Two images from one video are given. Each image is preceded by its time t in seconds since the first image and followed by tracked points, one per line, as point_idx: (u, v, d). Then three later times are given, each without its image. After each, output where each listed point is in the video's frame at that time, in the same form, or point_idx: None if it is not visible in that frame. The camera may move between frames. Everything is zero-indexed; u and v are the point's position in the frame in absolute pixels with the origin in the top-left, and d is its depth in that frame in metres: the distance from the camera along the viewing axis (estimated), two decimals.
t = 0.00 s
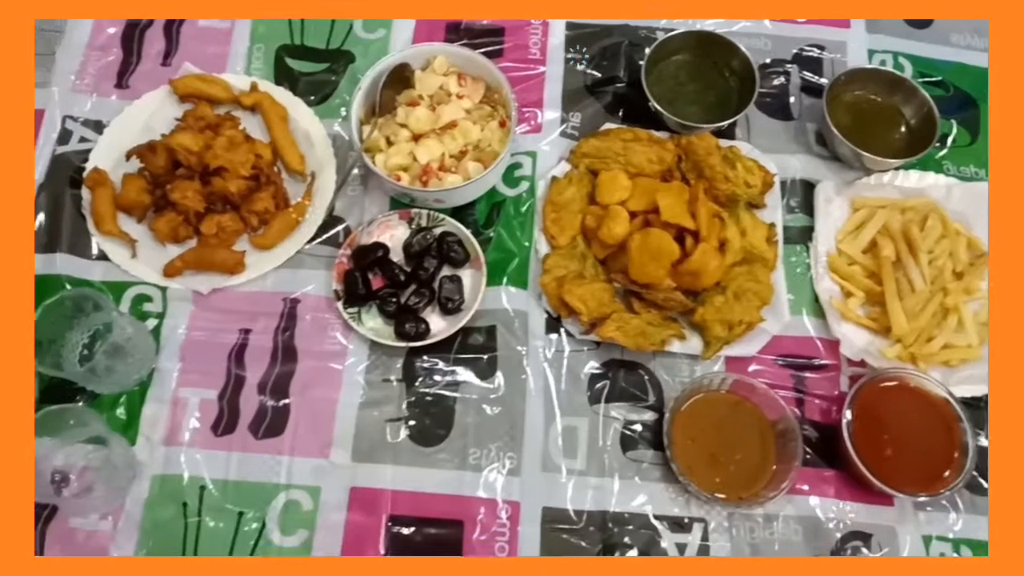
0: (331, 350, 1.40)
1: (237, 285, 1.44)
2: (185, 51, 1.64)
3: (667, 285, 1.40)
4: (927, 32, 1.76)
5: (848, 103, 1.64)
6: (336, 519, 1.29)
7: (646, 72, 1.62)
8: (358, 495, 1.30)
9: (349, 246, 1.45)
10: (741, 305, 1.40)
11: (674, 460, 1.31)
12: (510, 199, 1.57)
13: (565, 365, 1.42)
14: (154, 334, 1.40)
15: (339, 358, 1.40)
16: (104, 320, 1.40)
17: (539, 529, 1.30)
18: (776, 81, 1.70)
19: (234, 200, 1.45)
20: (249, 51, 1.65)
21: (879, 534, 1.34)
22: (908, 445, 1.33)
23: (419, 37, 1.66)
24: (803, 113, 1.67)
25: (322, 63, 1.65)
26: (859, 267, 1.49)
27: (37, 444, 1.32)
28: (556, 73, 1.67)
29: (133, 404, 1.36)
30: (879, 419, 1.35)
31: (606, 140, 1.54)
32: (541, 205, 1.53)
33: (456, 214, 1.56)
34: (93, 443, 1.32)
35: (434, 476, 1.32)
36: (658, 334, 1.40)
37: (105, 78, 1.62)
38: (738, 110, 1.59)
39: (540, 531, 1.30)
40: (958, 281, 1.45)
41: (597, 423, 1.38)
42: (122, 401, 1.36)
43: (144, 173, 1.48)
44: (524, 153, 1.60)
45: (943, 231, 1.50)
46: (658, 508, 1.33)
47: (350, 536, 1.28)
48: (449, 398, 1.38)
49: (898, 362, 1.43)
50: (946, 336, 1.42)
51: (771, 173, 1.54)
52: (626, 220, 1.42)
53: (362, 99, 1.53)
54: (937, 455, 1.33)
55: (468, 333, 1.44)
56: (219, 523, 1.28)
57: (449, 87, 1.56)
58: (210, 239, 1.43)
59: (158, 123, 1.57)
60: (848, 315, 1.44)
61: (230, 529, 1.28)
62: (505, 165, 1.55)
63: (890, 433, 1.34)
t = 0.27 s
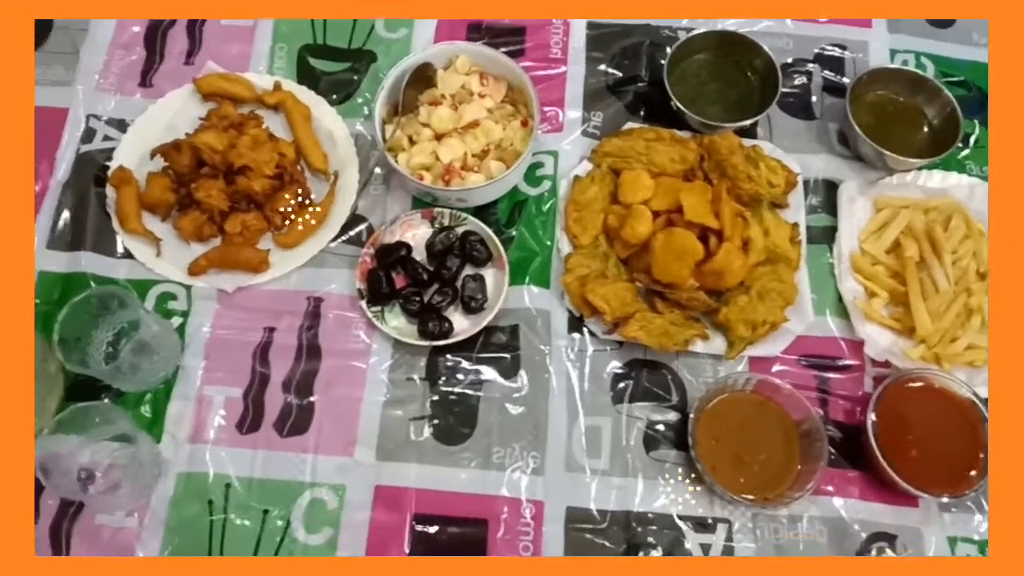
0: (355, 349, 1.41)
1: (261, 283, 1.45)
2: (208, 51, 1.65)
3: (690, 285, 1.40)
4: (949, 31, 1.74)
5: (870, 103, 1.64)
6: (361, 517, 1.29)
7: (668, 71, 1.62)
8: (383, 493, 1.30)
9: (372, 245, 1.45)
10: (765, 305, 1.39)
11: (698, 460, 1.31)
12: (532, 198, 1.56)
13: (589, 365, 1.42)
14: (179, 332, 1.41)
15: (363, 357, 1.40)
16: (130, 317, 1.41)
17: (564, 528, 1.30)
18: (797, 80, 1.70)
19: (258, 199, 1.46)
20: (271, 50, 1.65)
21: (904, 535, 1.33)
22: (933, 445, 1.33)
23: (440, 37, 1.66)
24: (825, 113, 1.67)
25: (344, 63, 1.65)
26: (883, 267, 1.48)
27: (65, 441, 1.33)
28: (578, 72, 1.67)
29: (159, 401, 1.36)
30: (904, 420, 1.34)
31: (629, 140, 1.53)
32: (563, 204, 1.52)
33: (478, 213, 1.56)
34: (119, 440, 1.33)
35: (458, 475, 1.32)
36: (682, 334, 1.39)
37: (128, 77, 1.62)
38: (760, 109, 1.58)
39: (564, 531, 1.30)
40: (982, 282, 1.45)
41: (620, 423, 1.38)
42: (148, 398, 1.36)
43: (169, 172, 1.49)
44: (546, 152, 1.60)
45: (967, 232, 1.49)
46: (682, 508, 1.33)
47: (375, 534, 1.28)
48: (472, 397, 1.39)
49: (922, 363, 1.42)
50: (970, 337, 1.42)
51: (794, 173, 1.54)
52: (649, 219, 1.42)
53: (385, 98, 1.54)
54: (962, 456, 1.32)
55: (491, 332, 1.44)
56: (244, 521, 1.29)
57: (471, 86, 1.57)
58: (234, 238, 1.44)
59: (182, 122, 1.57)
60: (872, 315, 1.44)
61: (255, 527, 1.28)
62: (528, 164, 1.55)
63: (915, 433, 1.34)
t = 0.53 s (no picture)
0: (379, 348, 1.42)
1: (285, 282, 1.45)
2: (231, 51, 1.66)
3: (714, 284, 1.40)
4: (973, 29, 1.72)
5: (894, 102, 1.63)
6: (385, 515, 1.30)
7: (691, 70, 1.62)
8: (407, 491, 1.31)
9: (395, 244, 1.46)
10: (789, 304, 1.39)
11: (722, 459, 1.30)
12: (554, 198, 1.56)
13: (612, 364, 1.42)
14: (204, 331, 1.42)
15: (386, 356, 1.41)
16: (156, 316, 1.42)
17: (588, 527, 1.30)
18: (819, 79, 1.69)
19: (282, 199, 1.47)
20: (293, 51, 1.66)
21: (930, 535, 1.32)
22: (960, 444, 1.32)
23: (461, 36, 1.66)
24: (847, 111, 1.66)
25: (366, 63, 1.66)
26: (907, 266, 1.47)
27: (91, 440, 1.32)
28: (599, 71, 1.67)
29: (184, 399, 1.37)
30: (930, 419, 1.34)
31: (650, 139, 1.53)
32: (585, 203, 1.52)
33: (499, 212, 1.56)
34: (144, 438, 1.33)
35: (482, 473, 1.33)
36: (705, 333, 1.39)
37: (152, 77, 1.63)
38: (783, 108, 1.58)
39: (588, 529, 1.30)
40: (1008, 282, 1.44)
41: (643, 422, 1.38)
42: (173, 396, 1.37)
43: (193, 171, 1.50)
44: (567, 151, 1.60)
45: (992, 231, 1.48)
46: (706, 507, 1.33)
47: (399, 533, 1.29)
48: (496, 396, 1.39)
49: (948, 362, 1.41)
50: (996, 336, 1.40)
51: (817, 171, 1.53)
52: (672, 218, 1.42)
53: (408, 98, 1.55)
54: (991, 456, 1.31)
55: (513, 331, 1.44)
56: (270, 518, 1.29)
57: (493, 85, 1.57)
58: (257, 237, 1.44)
59: (204, 122, 1.58)
60: (896, 314, 1.43)
61: (280, 525, 1.29)
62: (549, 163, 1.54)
63: (941, 432, 1.33)
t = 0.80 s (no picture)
0: (395, 336, 1.42)
1: (300, 271, 1.45)
2: (243, 40, 1.65)
3: (731, 271, 1.39)
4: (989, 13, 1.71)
5: (910, 87, 1.62)
6: (404, 502, 1.30)
7: (706, 56, 1.61)
8: (425, 478, 1.31)
9: (410, 232, 1.45)
10: (806, 291, 1.39)
11: (740, 445, 1.30)
12: (569, 185, 1.56)
13: (628, 351, 1.42)
14: (221, 320, 1.42)
15: (403, 344, 1.41)
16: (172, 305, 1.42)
17: (606, 513, 1.30)
18: (834, 64, 1.68)
19: (296, 187, 1.46)
20: (305, 39, 1.65)
21: (949, 520, 1.32)
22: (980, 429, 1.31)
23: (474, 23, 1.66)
24: (863, 97, 1.65)
25: (379, 50, 1.65)
26: (924, 252, 1.46)
27: (110, 429, 1.33)
28: (612, 58, 1.66)
29: (201, 388, 1.37)
30: (949, 404, 1.33)
31: (665, 125, 1.52)
32: (600, 190, 1.52)
33: (514, 200, 1.55)
34: (162, 427, 1.33)
35: (500, 460, 1.33)
36: (722, 320, 1.39)
37: (164, 66, 1.63)
38: (798, 94, 1.57)
39: (606, 516, 1.30)
40: None
41: (660, 409, 1.38)
42: (190, 385, 1.37)
43: (207, 161, 1.50)
44: (581, 139, 1.59)
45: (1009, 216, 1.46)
46: (724, 493, 1.32)
47: (418, 519, 1.29)
48: (513, 383, 1.39)
49: (965, 348, 1.40)
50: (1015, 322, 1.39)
51: (833, 157, 1.53)
52: (688, 205, 1.41)
53: (421, 85, 1.54)
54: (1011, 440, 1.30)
55: (529, 318, 1.43)
56: (289, 505, 1.30)
57: (506, 73, 1.56)
58: (272, 226, 1.44)
59: (217, 111, 1.57)
60: (913, 300, 1.43)
61: (300, 512, 1.29)
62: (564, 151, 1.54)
63: (961, 417, 1.32)
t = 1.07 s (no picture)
0: (410, 330, 1.41)
1: (313, 266, 1.45)
2: (249, 34, 1.64)
3: (745, 258, 1.39)
4: None
5: (920, 69, 1.60)
6: (423, 496, 1.30)
7: (715, 42, 1.60)
8: (444, 472, 1.31)
9: (422, 226, 1.45)
10: (822, 277, 1.39)
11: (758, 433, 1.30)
12: (580, 174, 1.55)
13: (644, 341, 1.41)
14: (235, 317, 1.42)
15: (418, 338, 1.41)
16: (186, 303, 1.42)
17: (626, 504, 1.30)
18: (844, 48, 1.67)
19: (307, 182, 1.45)
20: (311, 32, 1.64)
21: (968, 504, 1.32)
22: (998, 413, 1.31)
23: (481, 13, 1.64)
24: (874, 80, 1.64)
25: (385, 42, 1.64)
26: (938, 236, 1.46)
27: (127, 428, 1.33)
28: (621, 46, 1.65)
29: (216, 385, 1.37)
30: (966, 389, 1.33)
31: (676, 113, 1.51)
32: (612, 179, 1.51)
33: (525, 191, 1.55)
34: (179, 426, 1.34)
35: (518, 453, 1.33)
36: (738, 308, 1.38)
37: (169, 62, 1.61)
38: (809, 79, 1.56)
39: (626, 506, 1.30)
40: None
41: (677, 399, 1.37)
42: (206, 383, 1.37)
43: (216, 157, 1.49)
44: (592, 128, 1.58)
45: None
46: (743, 482, 1.33)
47: (438, 514, 1.29)
48: (529, 375, 1.39)
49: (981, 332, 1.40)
50: None
51: (845, 142, 1.52)
52: (701, 192, 1.41)
53: (430, 77, 1.53)
54: None
55: (543, 310, 1.43)
56: (308, 502, 1.30)
57: (515, 62, 1.55)
58: (283, 222, 1.43)
59: (224, 106, 1.56)
60: (928, 285, 1.42)
61: (319, 509, 1.29)
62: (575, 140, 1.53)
63: (979, 402, 1.32)
